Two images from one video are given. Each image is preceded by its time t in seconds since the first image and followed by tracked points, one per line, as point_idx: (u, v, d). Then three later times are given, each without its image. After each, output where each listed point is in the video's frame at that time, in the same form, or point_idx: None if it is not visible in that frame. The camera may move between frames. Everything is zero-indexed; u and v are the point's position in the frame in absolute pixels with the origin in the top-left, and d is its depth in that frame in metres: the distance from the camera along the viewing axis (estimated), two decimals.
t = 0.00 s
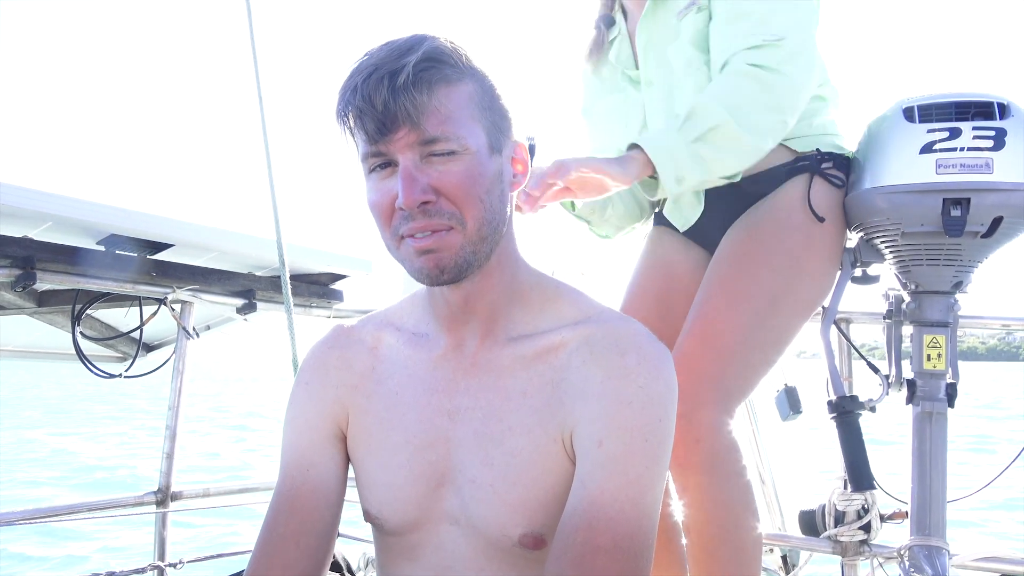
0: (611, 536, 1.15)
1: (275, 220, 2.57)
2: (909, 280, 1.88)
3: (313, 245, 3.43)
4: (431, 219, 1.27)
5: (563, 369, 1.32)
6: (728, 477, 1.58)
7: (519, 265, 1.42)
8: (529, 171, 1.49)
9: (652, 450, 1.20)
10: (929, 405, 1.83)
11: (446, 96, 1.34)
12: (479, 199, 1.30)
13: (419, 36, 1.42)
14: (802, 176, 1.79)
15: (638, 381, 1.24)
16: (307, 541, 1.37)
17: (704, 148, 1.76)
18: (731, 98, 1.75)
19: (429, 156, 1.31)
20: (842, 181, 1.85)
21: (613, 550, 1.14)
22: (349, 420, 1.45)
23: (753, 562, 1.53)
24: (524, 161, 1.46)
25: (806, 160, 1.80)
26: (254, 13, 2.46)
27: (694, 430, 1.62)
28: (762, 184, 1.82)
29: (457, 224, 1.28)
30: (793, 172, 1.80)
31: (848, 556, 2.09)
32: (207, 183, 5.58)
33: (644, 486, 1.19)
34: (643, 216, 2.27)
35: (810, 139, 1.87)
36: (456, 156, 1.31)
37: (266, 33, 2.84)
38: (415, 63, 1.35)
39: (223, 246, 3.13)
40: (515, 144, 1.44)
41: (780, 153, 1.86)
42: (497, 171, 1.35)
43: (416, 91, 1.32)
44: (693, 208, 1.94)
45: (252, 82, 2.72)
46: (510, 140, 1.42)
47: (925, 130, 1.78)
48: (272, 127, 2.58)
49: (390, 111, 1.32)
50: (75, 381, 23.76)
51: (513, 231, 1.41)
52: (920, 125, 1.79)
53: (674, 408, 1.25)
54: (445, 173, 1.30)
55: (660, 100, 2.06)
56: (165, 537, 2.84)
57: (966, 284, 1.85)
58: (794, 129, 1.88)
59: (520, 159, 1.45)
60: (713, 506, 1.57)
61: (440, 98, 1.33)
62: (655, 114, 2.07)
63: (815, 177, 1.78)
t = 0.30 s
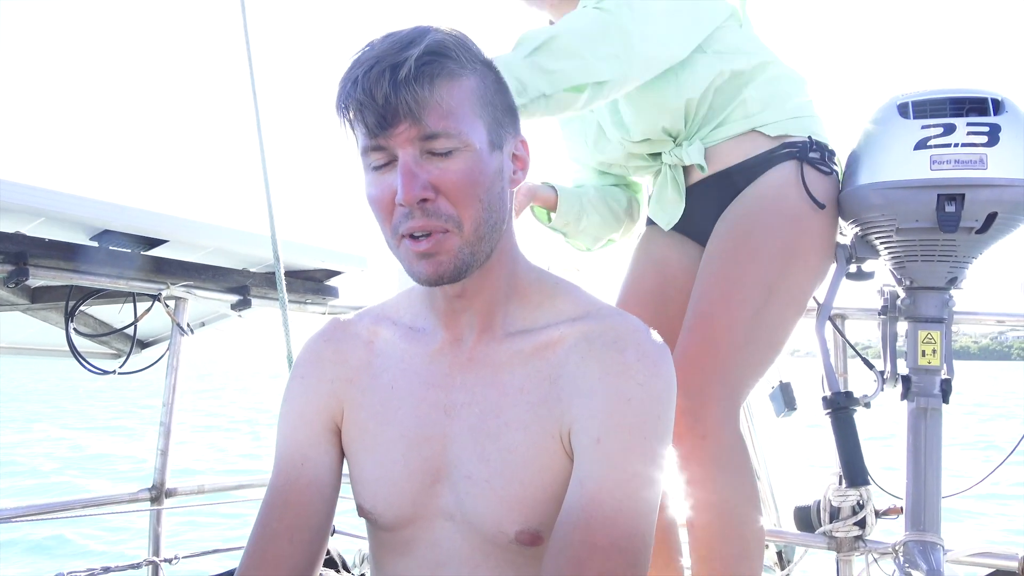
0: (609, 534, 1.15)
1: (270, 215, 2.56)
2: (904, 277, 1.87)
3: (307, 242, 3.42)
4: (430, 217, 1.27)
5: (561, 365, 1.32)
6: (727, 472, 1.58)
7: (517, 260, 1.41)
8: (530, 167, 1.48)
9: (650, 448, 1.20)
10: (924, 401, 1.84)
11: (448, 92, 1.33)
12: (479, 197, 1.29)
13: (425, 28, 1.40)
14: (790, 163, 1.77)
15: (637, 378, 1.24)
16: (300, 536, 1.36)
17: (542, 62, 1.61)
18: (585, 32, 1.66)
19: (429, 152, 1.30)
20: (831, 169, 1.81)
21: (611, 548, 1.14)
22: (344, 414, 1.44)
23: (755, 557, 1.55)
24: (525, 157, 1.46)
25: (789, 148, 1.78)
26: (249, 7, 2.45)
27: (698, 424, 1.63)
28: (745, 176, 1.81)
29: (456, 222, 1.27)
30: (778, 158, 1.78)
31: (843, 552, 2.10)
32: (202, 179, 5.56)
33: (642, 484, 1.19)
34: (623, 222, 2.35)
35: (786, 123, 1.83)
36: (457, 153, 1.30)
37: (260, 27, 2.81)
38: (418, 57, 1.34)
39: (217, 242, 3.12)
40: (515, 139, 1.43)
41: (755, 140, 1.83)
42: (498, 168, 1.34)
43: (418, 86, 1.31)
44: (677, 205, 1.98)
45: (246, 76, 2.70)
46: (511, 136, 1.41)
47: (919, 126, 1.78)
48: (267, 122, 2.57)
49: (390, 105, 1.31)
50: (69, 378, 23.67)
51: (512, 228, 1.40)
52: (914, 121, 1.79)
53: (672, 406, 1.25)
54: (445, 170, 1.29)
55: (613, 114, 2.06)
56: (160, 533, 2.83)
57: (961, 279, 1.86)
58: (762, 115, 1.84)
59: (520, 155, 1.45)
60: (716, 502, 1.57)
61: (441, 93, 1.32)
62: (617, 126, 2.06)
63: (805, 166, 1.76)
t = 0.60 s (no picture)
0: (612, 535, 1.15)
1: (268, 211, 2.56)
2: (903, 276, 1.88)
3: (305, 238, 3.41)
4: (440, 218, 1.26)
5: (567, 365, 1.31)
6: (722, 471, 1.58)
7: (525, 261, 1.41)
8: (545, 169, 1.48)
9: (655, 450, 1.20)
10: (921, 399, 1.85)
11: (468, 95, 1.32)
12: (492, 201, 1.29)
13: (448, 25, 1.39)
14: (788, 160, 1.77)
15: (643, 381, 1.24)
16: (301, 530, 1.36)
17: None
18: None
19: (442, 153, 1.30)
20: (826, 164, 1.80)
21: (613, 549, 1.14)
22: (348, 409, 1.44)
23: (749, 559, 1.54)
24: (541, 160, 1.45)
25: (784, 146, 1.78)
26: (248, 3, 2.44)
27: (688, 424, 1.62)
28: (745, 175, 1.80)
29: (467, 225, 1.27)
30: (777, 155, 1.78)
31: (840, 550, 2.10)
32: (201, 175, 5.54)
33: (645, 487, 1.19)
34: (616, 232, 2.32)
35: (779, 119, 1.82)
36: (471, 155, 1.30)
37: (260, 21, 2.79)
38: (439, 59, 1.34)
39: (215, 238, 3.11)
40: (531, 142, 1.43)
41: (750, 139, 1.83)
42: (512, 172, 1.33)
43: (437, 87, 1.31)
44: (675, 209, 1.99)
45: (246, 71, 2.68)
46: (527, 140, 1.41)
47: (919, 124, 1.78)
48: (266, 118, 2.56)
49: (406, 103, 1.31)
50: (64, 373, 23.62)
51: (523, 230, 1.40)
52: (914, 120, 1.79)
53: (677, 409, 1.25)
54: (457, 172, 1.28)
55: (605, 121, 2.05)
56: (157, 529, 2.83)
57: (959, 278, 1.86)
58: (754, 113, 1.84)
59: (536, 158, 1.45)
60: (711, 500, 1.57)
61: (459, 94, 1.32)
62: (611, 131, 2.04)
63: (801, 162, 1.76)
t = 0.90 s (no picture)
0: (609, 533, 1.15)
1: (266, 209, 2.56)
2: (899, 274, 1.89)
3: (304, 236, 3.41)
4: (434, 213, 1.27)
5: (565, 363, 1.32)
6: (719, 468, 1.59)
7: (524, 259, 1.41)
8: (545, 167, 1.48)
9: (652, 448, 1.21)
10: (917, 397, 1.86)
11: (463, 92, 1.33)
12: (486, 196, 1.29)
13: (445, 23, 1.40)
14: (791, 161, 1.78)
15: (641, 379, 1.25)
16: (300, 527, 1.36)
17: None
18: None
19: (436, 149, 1.30)
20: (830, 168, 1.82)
21: (610, 547, 1.15)
22: (347, 406, 1.45)
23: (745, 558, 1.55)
24: (540, 157, 1.46)
25: (789, 149, 1.79)
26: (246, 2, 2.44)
27: (684, 420, 1.63)
28: (750, 174, 1.81)
29: (460, 220, 1.27)
30: (780, 157, 1.79)
31: (837, 547, 2.11)
32: (198, 173, 5.53)
33: (643, 485, 1.19)
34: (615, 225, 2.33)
35: (791, 122, 1.83)
36: (465, 151, 1.30)
37: (257, 20, 2.79)
38: (434, 55, 1.34)
39: (213, 236, 3.11)
40: (530, 139, 1.43)
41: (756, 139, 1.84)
42: (508, 169, 1.34)
43: (432, 84, 1.31)
44: (676, 202, 2.00)
45: (243, 70, 2.68)
46: (525, 137, 1.41)
47: (916, 123, 1.78)
48: (264, 116, 2.56)
49: (401, 100, 1.31)
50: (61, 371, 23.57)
51: (521, 228, 1.40)
52: (911, 118, 1.79)
53: (675, 407, 1.25)
54: (452, 168, 1.29)
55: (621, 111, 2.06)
56: (155, 528, 2.83)
57: (955, 276, 1.86)
58: (766, 114, 1.85)
59: (535, 156, 1.45)
60: (709, 499, 1.57)
61: (453, 91, 1.32)
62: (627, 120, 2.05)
63: (804, 164, 1.77)
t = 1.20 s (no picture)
0: (603, 530, 1.16)
1: (263, 210, 2.56)
2: (894, 274, 1.90)
3: (301, 236, 3.41)
4: (429, 213, 1.27)
5: (559, 362, 1.32)
6: (709, 468, 1.59)
7: (518, 259, 1.42)
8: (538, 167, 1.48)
9: (647, 446, 1.22)
10: (911, 397, 1.86)
11: (454, 93, 1.33)
12: (480, 196, 1.30)
13: (435, 25, 1.40)
14: (786, 166, 1.81)
15: (635, 377, 1.25)
16: (294, 525, 1.37)
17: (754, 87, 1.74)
18: None
19: (430, 149, 1.31)
20: (826, 172, 1.85)
21: (605, 544, 1.15)
22: (341, 405, 1.45)
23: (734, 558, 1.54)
24: (533, 157, 1.46)
25: (788, 153, 1.82)
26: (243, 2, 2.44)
27: (674, 420, 1.64)
28: (750, 177, 1.85)
29: (456, 219, 1.28)
30: (776, 162, 1.83)
31: (832, 546, 2.12)
32: (194, 173, 5.53)
33: (637, 482, 1.20)
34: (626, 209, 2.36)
35: (789, 129, 1.88)
36: (459, 151, 1.30)
37: (253, 20, 2.79)
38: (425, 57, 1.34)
39: (210, 236, 3.11)
40: (523, 139, 1.43)
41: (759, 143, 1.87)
42: (502, 168, 1.34)
43: (423, 86, 1.31)
44: (672, 195, 2.02)
45: (239, 70, 2.68)
46: (518, 136, 1.41)
47: (911, 124, 1.79)
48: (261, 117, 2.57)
49: (394, 102, 1.32)
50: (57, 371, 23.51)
51: (515, 227, 1.41)
52: (906, 119, 1.80)
53: (669, 406, 1.26)
54: (446, 168, 1.29)
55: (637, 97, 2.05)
56: (151, 527, 2.83)
57: (949, 276, 1.87)
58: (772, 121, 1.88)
59: (529, 155, 1.45)
60: (694, 496, 1.57)
61: (446, 92, 1.32)
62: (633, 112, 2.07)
63: (799, 168, 1.81)
